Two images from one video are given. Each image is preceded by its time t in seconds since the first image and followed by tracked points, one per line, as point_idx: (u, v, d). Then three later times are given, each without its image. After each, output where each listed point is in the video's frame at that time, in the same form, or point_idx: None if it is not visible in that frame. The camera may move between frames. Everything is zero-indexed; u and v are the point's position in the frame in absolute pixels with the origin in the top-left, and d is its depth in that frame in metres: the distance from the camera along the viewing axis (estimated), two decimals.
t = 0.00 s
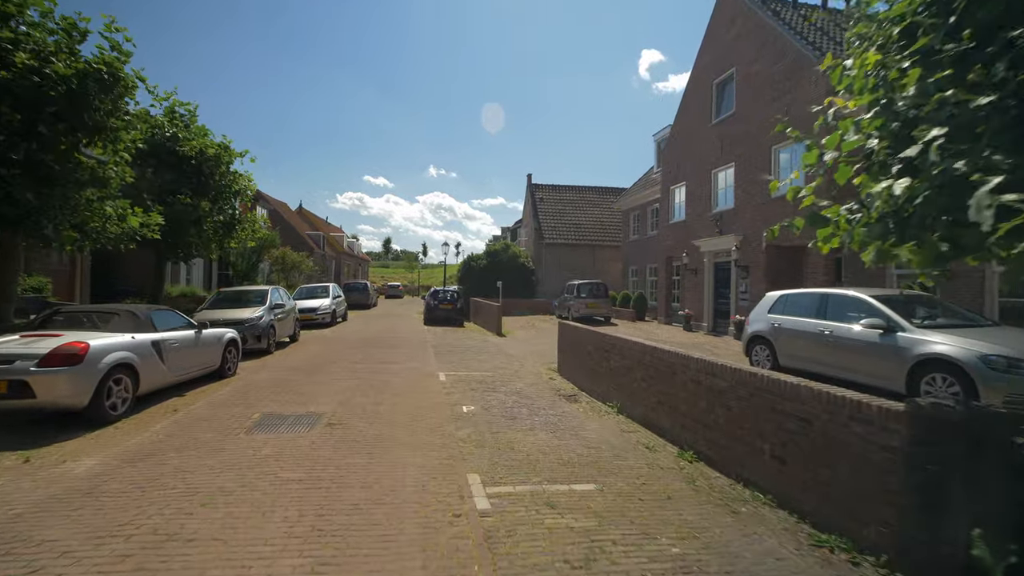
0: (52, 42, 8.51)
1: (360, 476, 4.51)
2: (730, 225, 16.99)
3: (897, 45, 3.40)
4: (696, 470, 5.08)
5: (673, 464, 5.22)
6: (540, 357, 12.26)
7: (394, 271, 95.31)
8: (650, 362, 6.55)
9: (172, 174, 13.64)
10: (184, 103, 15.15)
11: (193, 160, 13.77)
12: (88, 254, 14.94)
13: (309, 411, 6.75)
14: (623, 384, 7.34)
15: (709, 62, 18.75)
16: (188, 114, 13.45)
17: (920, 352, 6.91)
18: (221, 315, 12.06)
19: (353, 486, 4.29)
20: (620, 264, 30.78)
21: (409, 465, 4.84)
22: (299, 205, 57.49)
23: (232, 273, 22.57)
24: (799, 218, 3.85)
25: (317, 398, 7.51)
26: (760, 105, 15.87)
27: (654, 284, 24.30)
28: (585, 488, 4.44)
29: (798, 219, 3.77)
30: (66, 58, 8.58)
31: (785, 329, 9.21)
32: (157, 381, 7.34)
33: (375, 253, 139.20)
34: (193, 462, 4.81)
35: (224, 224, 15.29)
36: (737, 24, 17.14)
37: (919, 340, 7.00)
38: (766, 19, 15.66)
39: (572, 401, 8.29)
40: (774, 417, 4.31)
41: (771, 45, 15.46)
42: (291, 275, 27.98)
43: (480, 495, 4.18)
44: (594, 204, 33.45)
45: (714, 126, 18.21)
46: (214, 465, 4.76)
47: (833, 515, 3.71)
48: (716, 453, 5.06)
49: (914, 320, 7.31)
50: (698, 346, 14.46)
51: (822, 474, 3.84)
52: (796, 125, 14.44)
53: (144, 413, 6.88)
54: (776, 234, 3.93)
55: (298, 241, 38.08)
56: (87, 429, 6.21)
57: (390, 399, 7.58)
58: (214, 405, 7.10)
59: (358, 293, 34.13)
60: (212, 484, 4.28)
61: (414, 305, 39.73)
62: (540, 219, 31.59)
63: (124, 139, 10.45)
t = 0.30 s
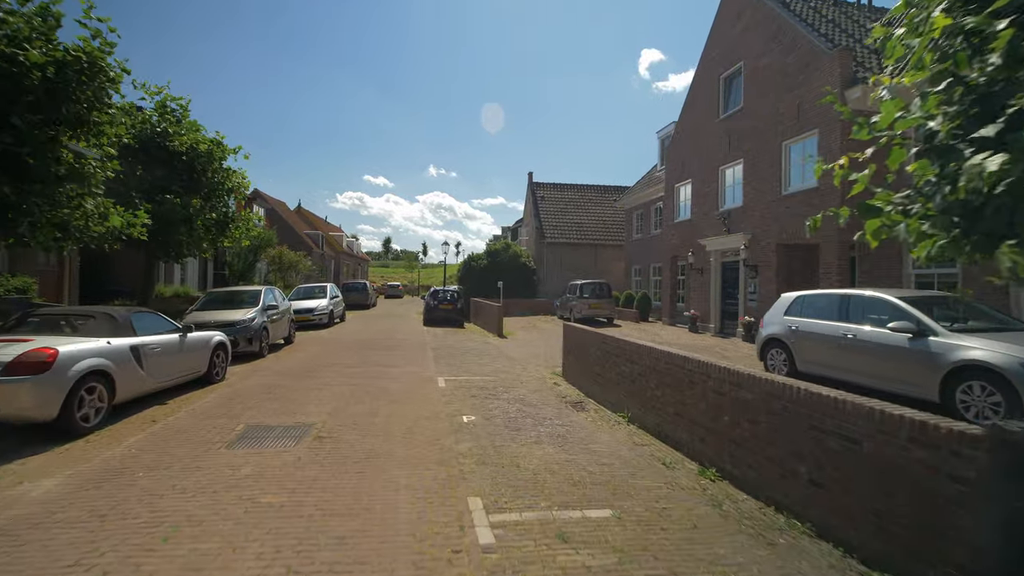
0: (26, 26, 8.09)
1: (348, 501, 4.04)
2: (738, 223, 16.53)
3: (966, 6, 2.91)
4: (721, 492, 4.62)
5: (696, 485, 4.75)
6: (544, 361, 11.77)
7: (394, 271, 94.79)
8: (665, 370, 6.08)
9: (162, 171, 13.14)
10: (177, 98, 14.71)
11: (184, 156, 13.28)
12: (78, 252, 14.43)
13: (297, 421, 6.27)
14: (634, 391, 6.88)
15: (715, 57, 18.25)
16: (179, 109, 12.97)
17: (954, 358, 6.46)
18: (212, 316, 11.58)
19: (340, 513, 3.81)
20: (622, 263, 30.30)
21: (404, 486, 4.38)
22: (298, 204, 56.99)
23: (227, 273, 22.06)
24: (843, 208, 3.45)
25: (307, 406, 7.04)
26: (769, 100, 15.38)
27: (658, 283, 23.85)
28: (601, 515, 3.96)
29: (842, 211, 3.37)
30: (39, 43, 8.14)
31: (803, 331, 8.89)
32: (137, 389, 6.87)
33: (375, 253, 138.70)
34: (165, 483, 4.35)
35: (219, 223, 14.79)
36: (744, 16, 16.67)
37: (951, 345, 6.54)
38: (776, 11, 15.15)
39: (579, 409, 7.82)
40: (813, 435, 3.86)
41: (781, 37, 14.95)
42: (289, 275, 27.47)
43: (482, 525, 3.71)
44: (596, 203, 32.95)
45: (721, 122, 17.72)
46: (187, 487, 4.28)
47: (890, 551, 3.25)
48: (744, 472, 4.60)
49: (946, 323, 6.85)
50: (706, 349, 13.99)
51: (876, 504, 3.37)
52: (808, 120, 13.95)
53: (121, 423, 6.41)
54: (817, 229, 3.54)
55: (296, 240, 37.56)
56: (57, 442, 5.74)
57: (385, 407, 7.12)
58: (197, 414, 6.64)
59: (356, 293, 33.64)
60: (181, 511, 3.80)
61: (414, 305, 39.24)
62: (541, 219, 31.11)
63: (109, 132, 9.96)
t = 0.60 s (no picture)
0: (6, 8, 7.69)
1: (341, 527, 3.57)
2: (750, 221, 16.04)
3: None
4: (757, 514, 4.15)
5: (728, 506, 4.30)
6: (550, 363, 11.31)
7: (395, 270, 94.43)
8: (688, 377, 5.62)
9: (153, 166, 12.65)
10: (170, 90, 14.20)
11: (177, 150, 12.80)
12: (69, 248, 13.94)
13: (289, 431, 5.81)
14: (652, 398, 6.42)
15: (725, 51, 17.74)
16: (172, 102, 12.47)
17: (1000, 364, 6.00)
18: (205, 316, 11.11)
19: (332, 544, 3.34)
20: (626, 263, 29.84)
21: (404, 508, 3.91)
22: (298, 203, 56.50)
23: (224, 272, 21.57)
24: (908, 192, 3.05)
25: (301, 414, 6.58)
26: (782, 94, 14.88)
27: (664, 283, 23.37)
28: (628, 544, 3.50)
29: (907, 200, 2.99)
30: (16, 26, 7.75)
31: (826, 333, 8.42)
32: (119, 396, 6.40)
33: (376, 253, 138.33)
34: (136, 506, 3.88)
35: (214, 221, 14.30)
36: (754, 8, 16.20)
37: (995, 351, 6.09)
38: (790, 2, 14.64)
39: (590, 416, 7.34)
40: (871, 455, 3.44)
41: (795, 29, 14.43)
42: (288, 274, 26.98)
43: (493, 559, 3.24)
44: (599, 202, 32.45)
45: (731, 118, 17.23)
46: (162, 510, 3.81)
47: None
48: (784, 493, 4.15)
49: (988, 327, 6.40)
50: (717, 350, 13.52)
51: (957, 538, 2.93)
52: (824, 114, 13.46)
53: (101, 433, 5.94)
54: (876, 216, 3.22)
55: (295, 240, 37.25)
56: (28, 455, 5.28)
57: (384, 415, 6.65)
58: (182, 422, 6.17)
59: (357, 292, 33.15)
60: (152, 542, 3.33)
61: (415, 305, 38.82)
62: (544, 217, 30.62)
63: (96, 124, 9.49)
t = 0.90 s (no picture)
0: None
1: (336, 563, 3.12)
2: (761, 219, 15.59)
3: None
4: (805, 544, 3.69)
5: (770, 533, 3.85)
6: (557, 367, 10.86)
7: (395, 270, 93.95)
8: (716, 387, 5.17)
9: (146, 161, 12.18)
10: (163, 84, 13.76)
11: (170, 145, 12.33)
12: (59, 247, 13.44)
13: (280, 444, 5.34)
14: (673, 407, 5.96)
15: (734, 44, 17.29)
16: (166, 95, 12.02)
17: None
18: (196, 318, 10.63)
19: None
20: (630, 262, 29.39)
21: (406, 539, 3.43)
22: (297, 202, 56.04)
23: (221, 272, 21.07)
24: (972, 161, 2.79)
25: (294, 424, 6.12)
26: (795, 88, 14.44)
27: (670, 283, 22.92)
28: None
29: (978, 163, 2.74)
30: None
31: (854, 336, 7.96)
32: (99, 404, 5.93)
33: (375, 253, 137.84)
34: (99, 539, 3.39)
35: (210, 219, 13.78)
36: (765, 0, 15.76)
37: None
38: None
39: (603, 426, 6.86)
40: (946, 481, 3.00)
41: (809, 20, 13.98)
42: (286, 274, 26.40)
43: None
44: (602, 200, 31.98)
45: (741, 113, 16.78)
46: (131, 542, 3.34)
47: None
48: (833, 520, 3.71)
49: None
50: (729, 352, 13.04)
51: None
52: (840, 108, 13.01)
53: (77, 445, 5.47)
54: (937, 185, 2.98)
55: (294, 239, 36.80)
56: None
57: (383, 425, 6.18)
58: (166, 432, 5.72)
59: (357, 292, 32.65)
60: None
61: (415, 305, 38.33)
62: (547, 217, 30.15)
63: (83, 114, 8.99)
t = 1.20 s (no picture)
0: None
1: None
2: (773, 216, 15.09)
3: None
4: None
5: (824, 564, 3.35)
6: (565, 369, 10.37)
7: (396, 270, 93.52)
8: (747, 394, 4.67)
9: (136, 155, 11.68)
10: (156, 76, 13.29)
11: (161, 138, 11.82)
12: (47, 245, 12.95)
13: (266, 456, 4.84)
14: (696, 415, 5.48)
15: (744, 36, 16.83)
16: (158, 86, 11.56)
17: None
18: (187, 318, 10.14)
19: None
20: (634, 262, 28.91)
21: None
22: (297, 201, 55.60)
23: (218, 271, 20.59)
24: None
25: (284, 432, 5.63)
26: (809, 80, 13.95)
27: (676, 283, 22.43)
28: None
29: None
30: None
31: (886, 338, 7.46)
32: (71, 411, 5.44)
33: (376, 253, 137.45)
34: (46, 575, 2.90)
35: (204, 216, 13.25)
36: None
37: None
38: None
39: (618, 434, 6.37)
40: None
41: (824, 9, 13.50)
42: (285, 274, 25.94)
43: None
44: (605, 199, 31.51)
45: (752, 107, 16.30)
46: None
47: None
48: (900, 550, 3.21)
49: None
50: (743, 354, 12.53)
51: None
52: (858, 99, 12.51)
53: (45, 456, 4.98)
54: None
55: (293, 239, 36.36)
56: None
57: (381, 434, 5.70)
58: (143, 442, 5.23)
59: (357, 292, 32.17)
60: None
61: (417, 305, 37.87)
62: (550, 216, 29.67)
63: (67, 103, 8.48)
